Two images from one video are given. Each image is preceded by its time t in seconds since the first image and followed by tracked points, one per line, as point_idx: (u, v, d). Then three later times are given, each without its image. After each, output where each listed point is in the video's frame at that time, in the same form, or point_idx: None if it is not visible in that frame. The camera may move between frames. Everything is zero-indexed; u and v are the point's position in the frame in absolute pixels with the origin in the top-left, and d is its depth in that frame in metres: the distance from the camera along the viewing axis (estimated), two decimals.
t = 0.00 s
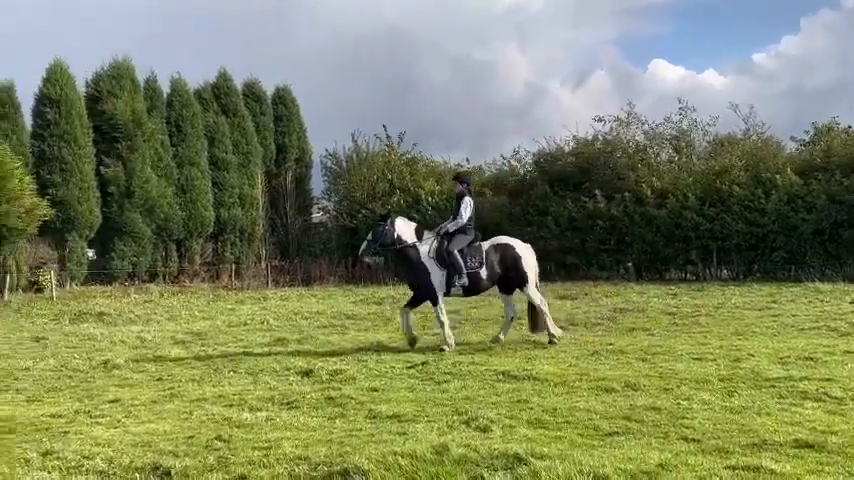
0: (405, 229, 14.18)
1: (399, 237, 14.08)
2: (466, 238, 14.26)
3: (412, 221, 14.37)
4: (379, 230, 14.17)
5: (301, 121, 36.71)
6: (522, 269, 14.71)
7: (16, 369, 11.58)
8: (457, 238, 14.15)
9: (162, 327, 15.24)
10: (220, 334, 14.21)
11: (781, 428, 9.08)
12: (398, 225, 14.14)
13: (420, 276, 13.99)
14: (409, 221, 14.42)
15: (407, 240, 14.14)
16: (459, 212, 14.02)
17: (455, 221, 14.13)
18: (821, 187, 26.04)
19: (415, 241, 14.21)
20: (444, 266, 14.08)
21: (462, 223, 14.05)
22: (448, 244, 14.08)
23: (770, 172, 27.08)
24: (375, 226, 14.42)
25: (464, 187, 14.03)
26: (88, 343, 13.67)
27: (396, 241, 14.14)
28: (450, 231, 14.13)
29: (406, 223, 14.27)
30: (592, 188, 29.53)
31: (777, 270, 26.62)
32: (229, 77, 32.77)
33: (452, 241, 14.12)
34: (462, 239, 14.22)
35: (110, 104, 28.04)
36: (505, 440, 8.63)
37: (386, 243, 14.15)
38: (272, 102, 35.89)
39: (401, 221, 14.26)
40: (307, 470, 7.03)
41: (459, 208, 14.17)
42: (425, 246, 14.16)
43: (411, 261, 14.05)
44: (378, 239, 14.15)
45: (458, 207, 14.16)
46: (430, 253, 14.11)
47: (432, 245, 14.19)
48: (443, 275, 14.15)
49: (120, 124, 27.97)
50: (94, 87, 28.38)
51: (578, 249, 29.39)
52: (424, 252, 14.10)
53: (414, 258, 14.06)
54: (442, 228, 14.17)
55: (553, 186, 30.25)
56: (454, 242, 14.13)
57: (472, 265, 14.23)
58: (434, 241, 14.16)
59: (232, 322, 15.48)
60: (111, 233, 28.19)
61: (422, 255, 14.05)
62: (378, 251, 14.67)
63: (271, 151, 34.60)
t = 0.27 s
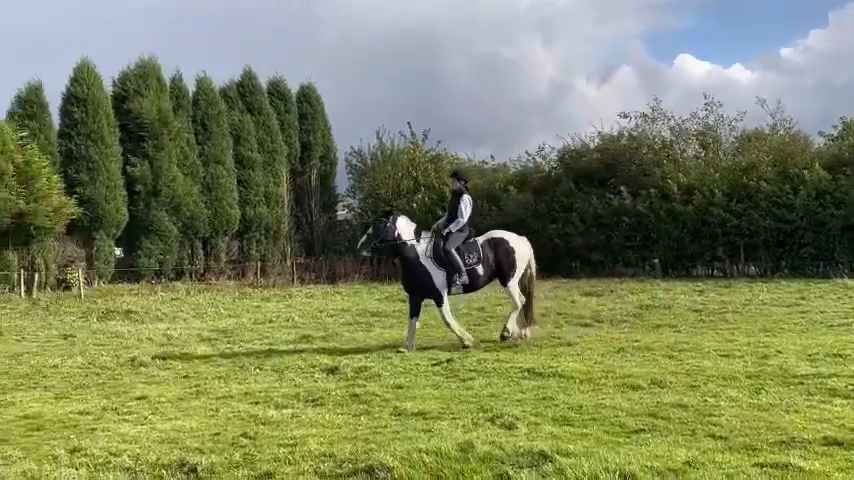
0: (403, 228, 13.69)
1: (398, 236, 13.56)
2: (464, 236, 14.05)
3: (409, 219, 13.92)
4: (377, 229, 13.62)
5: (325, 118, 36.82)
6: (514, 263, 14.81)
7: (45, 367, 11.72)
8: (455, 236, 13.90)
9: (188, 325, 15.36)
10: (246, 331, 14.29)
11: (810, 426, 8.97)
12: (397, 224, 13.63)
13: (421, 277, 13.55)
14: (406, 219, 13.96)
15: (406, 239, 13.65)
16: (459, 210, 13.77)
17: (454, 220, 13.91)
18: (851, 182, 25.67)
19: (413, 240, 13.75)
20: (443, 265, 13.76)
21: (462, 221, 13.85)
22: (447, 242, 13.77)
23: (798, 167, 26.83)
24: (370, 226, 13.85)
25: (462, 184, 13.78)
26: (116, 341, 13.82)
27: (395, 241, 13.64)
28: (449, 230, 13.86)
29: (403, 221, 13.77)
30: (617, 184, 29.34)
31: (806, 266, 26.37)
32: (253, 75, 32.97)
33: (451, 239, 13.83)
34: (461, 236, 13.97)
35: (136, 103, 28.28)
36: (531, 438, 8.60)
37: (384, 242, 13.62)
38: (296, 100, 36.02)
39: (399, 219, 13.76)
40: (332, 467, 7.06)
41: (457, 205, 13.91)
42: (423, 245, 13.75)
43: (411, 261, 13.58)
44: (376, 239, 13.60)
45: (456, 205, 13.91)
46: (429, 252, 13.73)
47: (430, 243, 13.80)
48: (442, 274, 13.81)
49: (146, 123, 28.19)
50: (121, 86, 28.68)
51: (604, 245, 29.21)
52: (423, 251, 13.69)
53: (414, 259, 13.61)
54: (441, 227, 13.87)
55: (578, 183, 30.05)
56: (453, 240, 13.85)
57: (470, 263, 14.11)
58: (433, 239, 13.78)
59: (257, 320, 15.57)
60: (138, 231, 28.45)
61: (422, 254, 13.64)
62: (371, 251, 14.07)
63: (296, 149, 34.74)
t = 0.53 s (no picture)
0: (398, 229, 13.65)
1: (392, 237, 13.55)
2: (461, 237, 13.80)
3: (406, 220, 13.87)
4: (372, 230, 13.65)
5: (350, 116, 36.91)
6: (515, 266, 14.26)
7: (74, 364, 11.84)
8: (451, 237, 13.69)
9: (215, 323, 15.46)
10: (272, 329, 14.34)
11: (841, 422, 8.85)
12: (391, 225, 13.64)
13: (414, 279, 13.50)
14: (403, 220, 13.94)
15: (400, 240, 13.60)
16: (454, 210, 13.57)
17: (449, 221, 13.71)
18: None
19: (408, 241, 13.69)
20: (438, 266, 13.58)
21: (458, 222, 13.65)
22: (442, 243, 13.59)
23: (826, 162, 26.58)
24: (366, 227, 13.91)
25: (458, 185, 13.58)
26: (144, 338, 13.95)
27: (389, 242, 13.62)
28: (444, 230, 13.68)
29: (399, 223, 13.75)
30: (644, 180, 29.14)
31: (834, 260, 26.16)
32: (279, 73, 33.10)
33: (446, 240, 13.64)
34: (457, 237, 13.74)
35: (163, 102, 28.49)
36: (558, 434, 8.56)
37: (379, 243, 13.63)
38: (322, 98, 36.14)
39: (394, 221, 13.75)
40: (359, 463, 7.07)
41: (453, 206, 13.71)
42: (418, 246, 13.66)
43: (404, 262, 13.54)
44: (371, 240, 13.64)
45: (452, 205, 13.70)
46: (424, 253, 13.61)
47: (425, 244, 13.68)
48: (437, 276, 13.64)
49: (173, 122, 28.39)
50: (148, 85, 28.96)
51: (630, 242, 28.95)
52: (418, 252, 13.60)
53: (407, 260, 13.57)
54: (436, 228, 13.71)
55: (604, 178, 29.88)
56: (448, 241, 13.65)
57: (466, 264, 13.79)
58: (428, 240, 13.66)
59: (283, 317, 15.64)
60: (165, 229, 28.65)
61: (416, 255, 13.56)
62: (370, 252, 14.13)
63: (321, 146, 34.87)
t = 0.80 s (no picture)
0: (397, 224, 13.51)
1: (390, 232, 13.43)
2: (460, 233, 13.50)
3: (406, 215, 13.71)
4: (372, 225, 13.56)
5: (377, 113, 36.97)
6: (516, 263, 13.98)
7: (106, 362, 11.99)
8: (450, 233, 13.41)
9: (245, 320, 15.59)
10: (302, 326, 14.42)
11: None
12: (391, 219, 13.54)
13: (410, 274, 13.34)
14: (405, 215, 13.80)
15: (399, 235, 13.46)
16: (452, 206, 13.27)
17: (449, 216, 13.42)
18: None
19: (408, 236, 13.53)
20: (436, 262, 13.37)
21: (456, 218, 13.34)
22: (440, 239, 13.34)
23: None
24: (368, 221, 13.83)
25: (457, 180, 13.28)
26: (174, 336, 14.08)
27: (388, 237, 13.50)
28: (443, 226, 13.41)
29: (399, 217, 13.60)
30: (672, 175, 28.88)
31: None
32: (305, 71, 33.18)
33: (444, 236, 13.37)
34: (456, 233, 13.46)
35: (191, 101, 28.67)
36: (587, 430, 8.52)
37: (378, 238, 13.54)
38: (349, 95, 36.20)
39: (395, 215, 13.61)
40: (389, 460, 7.10)
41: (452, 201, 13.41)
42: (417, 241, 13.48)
43: (402, 257, 13.41)
44: (371, 235, 13.54)
45: (452, 201, 13.40)
46: (422, 249, 13.43)
47: (424, 240, 13.48)
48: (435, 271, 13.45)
49: (202, 120, 28.60)
50: (176, 85, 29.14)
51: (658, 237, 28.76)
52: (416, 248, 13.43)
53: (404, 255, 13.44)
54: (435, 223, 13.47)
55: (632, 174, 29.67)
56: (447, 237, 13.38)
57: (464, 261, 13.47)
58: (427, 236, 13.45)
59: (312, 314, 15.72)
60: (195, 228, 28.87)
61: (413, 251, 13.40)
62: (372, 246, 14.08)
63: (348, 144, 34.95)
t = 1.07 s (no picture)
0: (398, 222, 13.34)
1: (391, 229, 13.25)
2: (462, 231, 13.45)
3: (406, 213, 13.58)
4: (372, 222, 13.35)
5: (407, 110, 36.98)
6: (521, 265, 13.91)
7: (141, 359, 12.11)
8: (452, 230, 13.35)
9: (277, 317, 15.67)
10: (334, 323, 14.46)
11: None
12: (391, 217, 13.34)
13: (412, 270, 13.18)
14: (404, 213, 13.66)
15: (400, 232, 13.28)
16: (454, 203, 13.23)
17: (450, 214, 13.36)
18: None
19: (409, 234, 13.37)
20: (438, 259, 13.26)
21: (458, 216, 13.31)
22: (442, 236, 13.25)
23: None
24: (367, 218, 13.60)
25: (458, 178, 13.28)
26: (207, 333, 14.19)
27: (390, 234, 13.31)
28: (445, 224, 13.33)
29: (399, 215, 13.44)
30: (703, 169, 28.59)
31: None
32: (335, 69, 33.28)
33: (446, 233, 13.29)
34: (458, 231, 13.40)
35: (222, 99, 28.84)
36: (622, 426, 8.46)
37: (378, 235, 13.32)
38: (378, 92, 36.23)
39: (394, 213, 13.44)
40: (423, 456, 7.11)
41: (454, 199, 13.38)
42: (418, 239, 13.33)
43: (404, 254, 13.24)
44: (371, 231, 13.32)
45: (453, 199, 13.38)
46: (424, 246, 13.29)
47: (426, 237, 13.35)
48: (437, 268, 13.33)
49: (232, 119, 28.79)
50: (207, 83, 29.29)
51: (690, 232, 28.48)
52: (418, 245, 13.28)
53: (406, 252, 13.27)
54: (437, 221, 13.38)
55: (663, 168, 29.40)
56: (449, 234, 13.30)
57: (467, 258, 13.42)
58: (429, 233, 13.33)
59: (343, 311, 15.77)
60: (226, 225, 29.04)
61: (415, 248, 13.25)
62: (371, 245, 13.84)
63: (377, 141, 34.99)
